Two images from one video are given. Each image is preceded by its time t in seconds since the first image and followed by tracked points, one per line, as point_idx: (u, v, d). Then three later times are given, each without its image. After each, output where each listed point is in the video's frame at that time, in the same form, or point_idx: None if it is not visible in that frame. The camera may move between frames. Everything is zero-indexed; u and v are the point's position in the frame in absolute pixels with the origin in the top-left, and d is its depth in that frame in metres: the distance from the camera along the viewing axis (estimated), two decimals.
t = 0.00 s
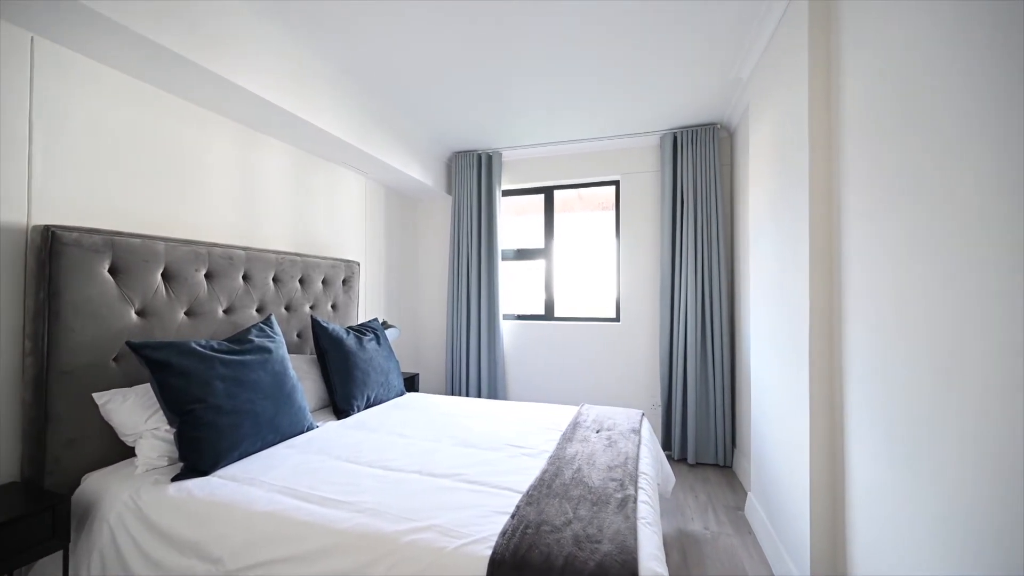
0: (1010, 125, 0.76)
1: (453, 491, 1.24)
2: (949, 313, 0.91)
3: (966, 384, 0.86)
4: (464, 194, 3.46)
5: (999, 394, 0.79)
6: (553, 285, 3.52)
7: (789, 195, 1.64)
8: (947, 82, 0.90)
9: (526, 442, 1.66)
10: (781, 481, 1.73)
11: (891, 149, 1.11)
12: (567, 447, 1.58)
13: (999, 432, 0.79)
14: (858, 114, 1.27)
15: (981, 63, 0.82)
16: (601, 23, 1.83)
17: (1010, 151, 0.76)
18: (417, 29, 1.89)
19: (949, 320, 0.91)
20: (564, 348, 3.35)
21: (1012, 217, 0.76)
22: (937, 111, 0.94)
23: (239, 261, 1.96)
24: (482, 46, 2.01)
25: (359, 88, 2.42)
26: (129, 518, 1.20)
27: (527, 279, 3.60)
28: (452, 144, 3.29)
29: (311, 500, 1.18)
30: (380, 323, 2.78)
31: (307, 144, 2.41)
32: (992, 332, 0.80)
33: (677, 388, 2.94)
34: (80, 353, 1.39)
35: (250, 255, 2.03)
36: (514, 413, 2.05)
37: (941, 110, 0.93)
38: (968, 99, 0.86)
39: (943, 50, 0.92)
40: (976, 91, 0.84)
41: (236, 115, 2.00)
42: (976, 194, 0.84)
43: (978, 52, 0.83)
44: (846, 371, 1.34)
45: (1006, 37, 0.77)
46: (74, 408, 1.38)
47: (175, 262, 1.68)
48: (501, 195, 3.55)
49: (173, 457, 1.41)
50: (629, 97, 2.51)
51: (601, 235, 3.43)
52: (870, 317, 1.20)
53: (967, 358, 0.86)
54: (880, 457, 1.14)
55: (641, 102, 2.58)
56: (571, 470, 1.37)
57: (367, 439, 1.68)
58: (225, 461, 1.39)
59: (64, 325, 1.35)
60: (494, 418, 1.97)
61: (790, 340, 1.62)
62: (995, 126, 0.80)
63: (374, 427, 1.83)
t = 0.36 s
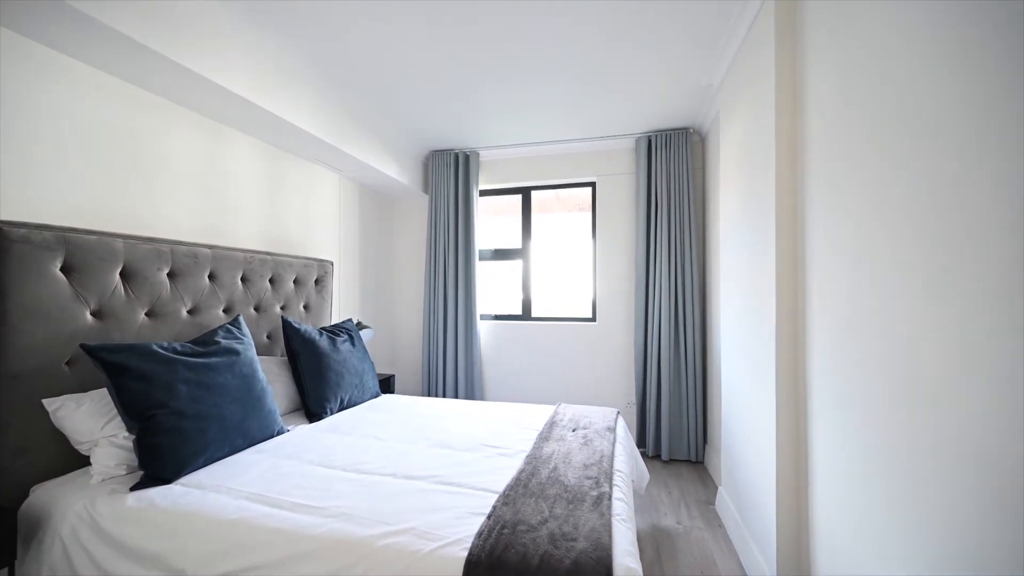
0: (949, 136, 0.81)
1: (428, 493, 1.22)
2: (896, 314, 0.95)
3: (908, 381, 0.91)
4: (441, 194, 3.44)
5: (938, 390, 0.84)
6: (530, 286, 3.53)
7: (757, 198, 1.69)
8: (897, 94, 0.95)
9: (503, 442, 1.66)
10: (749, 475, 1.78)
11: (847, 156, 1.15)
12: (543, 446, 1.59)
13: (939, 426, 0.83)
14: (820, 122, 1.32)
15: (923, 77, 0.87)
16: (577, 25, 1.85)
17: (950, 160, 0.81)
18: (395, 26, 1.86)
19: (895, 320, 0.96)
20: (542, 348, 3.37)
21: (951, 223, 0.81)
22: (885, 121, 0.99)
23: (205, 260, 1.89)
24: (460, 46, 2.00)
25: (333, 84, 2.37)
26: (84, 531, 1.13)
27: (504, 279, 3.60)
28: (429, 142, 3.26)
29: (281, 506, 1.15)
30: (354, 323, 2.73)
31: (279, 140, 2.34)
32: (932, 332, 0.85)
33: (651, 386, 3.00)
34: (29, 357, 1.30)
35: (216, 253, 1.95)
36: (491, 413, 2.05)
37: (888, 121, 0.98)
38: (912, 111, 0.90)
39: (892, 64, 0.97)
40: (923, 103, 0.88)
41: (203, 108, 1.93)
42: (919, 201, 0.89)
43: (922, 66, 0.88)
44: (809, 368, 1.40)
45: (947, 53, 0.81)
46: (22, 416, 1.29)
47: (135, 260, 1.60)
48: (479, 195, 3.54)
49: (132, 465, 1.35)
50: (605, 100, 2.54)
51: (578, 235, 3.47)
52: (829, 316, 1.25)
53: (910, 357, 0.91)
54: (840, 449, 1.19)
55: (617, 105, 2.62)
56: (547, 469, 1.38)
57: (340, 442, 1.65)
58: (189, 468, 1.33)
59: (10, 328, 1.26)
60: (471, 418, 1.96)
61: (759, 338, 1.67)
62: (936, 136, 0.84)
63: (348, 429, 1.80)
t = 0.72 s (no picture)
0: (894, 146, 0.85)
1: (400, 496, 1.20)
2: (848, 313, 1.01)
3: (860, 377, 0.96)
4: (414, 193, 3.39)
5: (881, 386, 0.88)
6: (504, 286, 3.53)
7: (723, 202, 1.75)
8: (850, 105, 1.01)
9: (476, 443, 1.65)
10: (715, 469, 1.84)
11: (806, 163, 1.21)
12: (517, 446, 1.59)
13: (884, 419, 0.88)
14: (779, 129, 1.38)
15: (871, 89, 0.92)
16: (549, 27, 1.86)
17: (895, 169, 0.85)
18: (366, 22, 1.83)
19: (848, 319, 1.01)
20: (516, 348, 3.38)
21: (894, 228, 0.85)
22: (839, 130, 1.04)
23: (163, 258, 1.80)
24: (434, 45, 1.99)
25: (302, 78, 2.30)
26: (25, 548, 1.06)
27: (479, 279, 3.59)
28: (402, 140, 3.21)
29: (245, 514, 1.10)
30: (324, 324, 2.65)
31: (243, 134, 2.26)
32: (877, 331, 0.90)
33: (622, 385, 3.06)
34: None
35: (175, 251, 1.86)
36: (465, 414, 2.03)
37: (842, 129, 1.03)
38: (864, 120, 0.95)
39: (848, 75, 1.01)
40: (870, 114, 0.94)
41: (162, 100, 1.84)
42: (868, 207, 0.93)
43: (874, 78, 0.92)
44: (770, 365, 1.46)
45: (894, 67, 0.86)
46: None
47: (85, 258, 1.51)
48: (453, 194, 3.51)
49: (79, 476, 1.26)
50: (579, 102, 2.58)
51: (551, 236, 3.49)
52: (790, 315, 1.31)
53: (858, 354, 0.96)
54: (799, 443, 1.25)
55: (590, 108, 2.66)
56: (520, 469, 1.38)
57: (308, 446, 1.60)
58: (143, 478, 1.26)
59: None
60: (444, 420, 1.94)
61: (725, 338, 1.73)
62: (883, 145, 0.89)
63: (316, 433, 1.75)
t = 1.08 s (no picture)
0: (834, 157, 0.91)
1: (362, 502, 1.17)
2: (794, 312, 1.07)
3: (803, 372, 1.02)
4: (378, 191, 3.31)
5: (822, 380, 0.94)
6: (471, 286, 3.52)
7: (682, 205, 1.82)
8: (795, 117, 1.07)
9: (441, 444, 1.63)
10: (675, 464, 1.91)
11: (758, 170, 1.27)
12: (482, 447, 1.58)
13: (824, 412, 0.94)
14: (733, 137, 1.44)
15: (816, 102, 0.97)
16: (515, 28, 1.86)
17: (835, 177, 0.91)
18: (328, 15, 1.78)
19: (793, 319, 1.07)
20: (482, 348, 3.37)
21: (833, 233, 0.91)
22: (786, 140, 1.10)
23: (100, 255, 1.67)
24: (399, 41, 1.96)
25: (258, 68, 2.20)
26: None
27: (444, 279, 3.55)
28: (365, 136, 3.13)
29: (192, 527, 1.04)
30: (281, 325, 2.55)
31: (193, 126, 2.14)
32: (820, 330, 0.96)
33: (587, 383, 3.11)
34: None
35: (115, 248, 1.73)
36: (430, 416, 2.00)
37: (790, 139, 1.09)
38: (807, 132, 1.01)
39: (794, 88, 1.07)
40: (811, 126, 1.00)
41: (101, 85, 1.71)
42: (812, 212, 0.99)
43: (815, 93, 0.98)
44: (725, 362, 1.52)
45: (835, 81, 0.91)
46: None
47: (8, 255, 1.38)
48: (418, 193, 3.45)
49: None
50: (545, 105, 2.60)
51: (518, 236, 3.50)
52: (743, 315, 1.38)
53: (804, 352, 1.01)
54: (751, 435, 1.31)
55: (556, 111, 2.69)
56: (485, 470, 1.37)
57: (263, 453, 1.53)
58: (76, 494, 1.17)
59: None
60: (408, 422, 1.91)
61: (684, 336, 1.79)
62: (825, 154, 0.94)
63: (272, 440, 1.67)
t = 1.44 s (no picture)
0: (782, 165, 0.96)
1: (321, 509, 1.13)
2: (747, 311, 1.12)
3: (754, 369, 1.07)
4: (340, 187, 3.21)
5: (772, 375, 0.99)
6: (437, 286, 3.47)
7: (644, 207, 1.87)
8: (746, 124, 1.12)
9: (405, 447, 1.60)
10: (637, 459, 1.96)
11: (714, 175, 1.32)
12: (447, 448, 1.56)
13: (773, 405, 0.99)
14: (691, 143, 1.50)
15: (766, 112, 1.03)
16: (482, 26, 1.86)
17: (783, 183, 0.96)
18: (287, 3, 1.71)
19: (746, 317, 1.12)
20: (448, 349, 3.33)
21: (783, 236, 0.96)
22: (740, 147, 1.16)
23: (28, 251, 1.53)
24: (363, 35, 1.91)
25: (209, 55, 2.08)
26: None
27: (409, 279, 3.49)
28: (327, 131, 3.03)
29: (134, 544, 0.97)
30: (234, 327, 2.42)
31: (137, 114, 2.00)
32: (770, 328, 1.01)
33: (553, 383, 3.14)
34: None
35: (45, 244, 1.59)
36: (394, 419, 1.96)
37: (743, 146, 1.14)
38: (758, 139, 1.06)
39: (746, 98, 1.12)
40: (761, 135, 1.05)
41: (30, 66, 1.57)
42: (763, 216, 1.04)
43: (765, 102, 1.04)
44: (684, 360, 1.58)
45: (782, 92, 0.96)
46: None
47: None
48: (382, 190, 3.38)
49: None
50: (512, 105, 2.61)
51: (485, 236, 3.49)
52: (700, 314, 1.43)
53: (756, 349, 1.07)
54: (708, 430, 1.36)
55: (522, 112, 2.71)
56: (450, 472, 1.36)
57: (214, 462, 1.44)
58: None
59: None
60: (371, 425, 1.86)
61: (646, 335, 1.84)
62: (774, 162, 0.99)
63: (224, 447, 1.59)
